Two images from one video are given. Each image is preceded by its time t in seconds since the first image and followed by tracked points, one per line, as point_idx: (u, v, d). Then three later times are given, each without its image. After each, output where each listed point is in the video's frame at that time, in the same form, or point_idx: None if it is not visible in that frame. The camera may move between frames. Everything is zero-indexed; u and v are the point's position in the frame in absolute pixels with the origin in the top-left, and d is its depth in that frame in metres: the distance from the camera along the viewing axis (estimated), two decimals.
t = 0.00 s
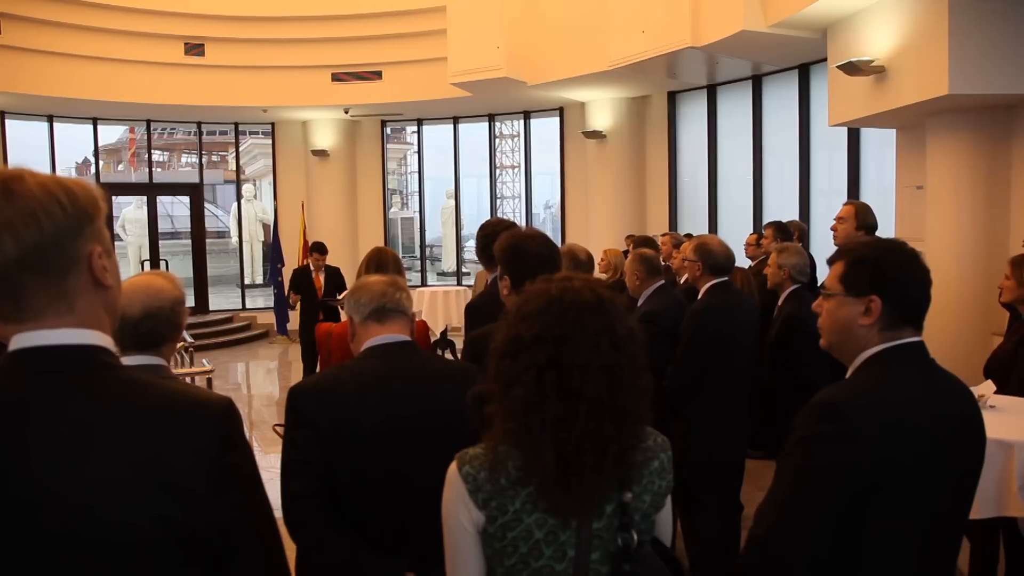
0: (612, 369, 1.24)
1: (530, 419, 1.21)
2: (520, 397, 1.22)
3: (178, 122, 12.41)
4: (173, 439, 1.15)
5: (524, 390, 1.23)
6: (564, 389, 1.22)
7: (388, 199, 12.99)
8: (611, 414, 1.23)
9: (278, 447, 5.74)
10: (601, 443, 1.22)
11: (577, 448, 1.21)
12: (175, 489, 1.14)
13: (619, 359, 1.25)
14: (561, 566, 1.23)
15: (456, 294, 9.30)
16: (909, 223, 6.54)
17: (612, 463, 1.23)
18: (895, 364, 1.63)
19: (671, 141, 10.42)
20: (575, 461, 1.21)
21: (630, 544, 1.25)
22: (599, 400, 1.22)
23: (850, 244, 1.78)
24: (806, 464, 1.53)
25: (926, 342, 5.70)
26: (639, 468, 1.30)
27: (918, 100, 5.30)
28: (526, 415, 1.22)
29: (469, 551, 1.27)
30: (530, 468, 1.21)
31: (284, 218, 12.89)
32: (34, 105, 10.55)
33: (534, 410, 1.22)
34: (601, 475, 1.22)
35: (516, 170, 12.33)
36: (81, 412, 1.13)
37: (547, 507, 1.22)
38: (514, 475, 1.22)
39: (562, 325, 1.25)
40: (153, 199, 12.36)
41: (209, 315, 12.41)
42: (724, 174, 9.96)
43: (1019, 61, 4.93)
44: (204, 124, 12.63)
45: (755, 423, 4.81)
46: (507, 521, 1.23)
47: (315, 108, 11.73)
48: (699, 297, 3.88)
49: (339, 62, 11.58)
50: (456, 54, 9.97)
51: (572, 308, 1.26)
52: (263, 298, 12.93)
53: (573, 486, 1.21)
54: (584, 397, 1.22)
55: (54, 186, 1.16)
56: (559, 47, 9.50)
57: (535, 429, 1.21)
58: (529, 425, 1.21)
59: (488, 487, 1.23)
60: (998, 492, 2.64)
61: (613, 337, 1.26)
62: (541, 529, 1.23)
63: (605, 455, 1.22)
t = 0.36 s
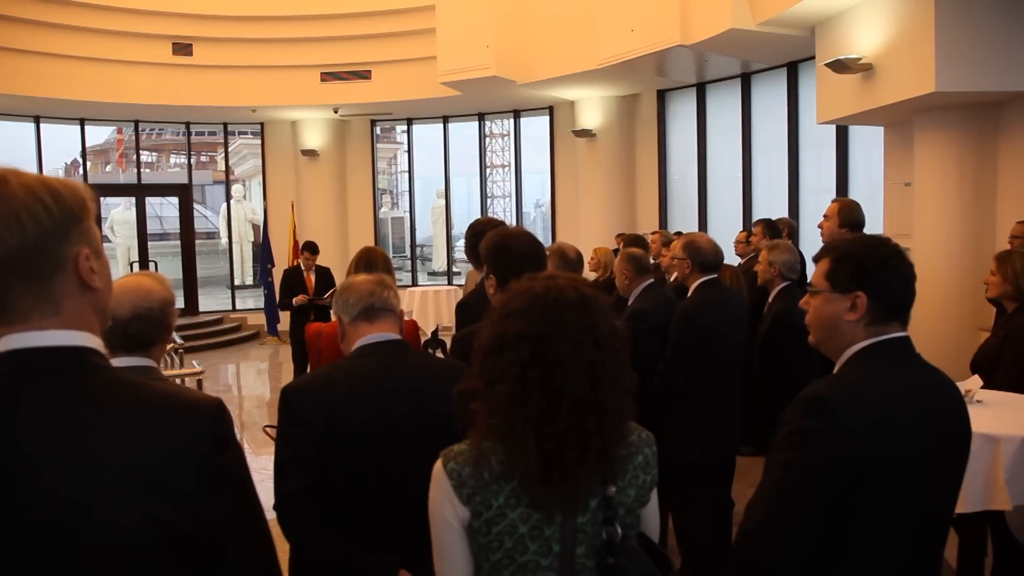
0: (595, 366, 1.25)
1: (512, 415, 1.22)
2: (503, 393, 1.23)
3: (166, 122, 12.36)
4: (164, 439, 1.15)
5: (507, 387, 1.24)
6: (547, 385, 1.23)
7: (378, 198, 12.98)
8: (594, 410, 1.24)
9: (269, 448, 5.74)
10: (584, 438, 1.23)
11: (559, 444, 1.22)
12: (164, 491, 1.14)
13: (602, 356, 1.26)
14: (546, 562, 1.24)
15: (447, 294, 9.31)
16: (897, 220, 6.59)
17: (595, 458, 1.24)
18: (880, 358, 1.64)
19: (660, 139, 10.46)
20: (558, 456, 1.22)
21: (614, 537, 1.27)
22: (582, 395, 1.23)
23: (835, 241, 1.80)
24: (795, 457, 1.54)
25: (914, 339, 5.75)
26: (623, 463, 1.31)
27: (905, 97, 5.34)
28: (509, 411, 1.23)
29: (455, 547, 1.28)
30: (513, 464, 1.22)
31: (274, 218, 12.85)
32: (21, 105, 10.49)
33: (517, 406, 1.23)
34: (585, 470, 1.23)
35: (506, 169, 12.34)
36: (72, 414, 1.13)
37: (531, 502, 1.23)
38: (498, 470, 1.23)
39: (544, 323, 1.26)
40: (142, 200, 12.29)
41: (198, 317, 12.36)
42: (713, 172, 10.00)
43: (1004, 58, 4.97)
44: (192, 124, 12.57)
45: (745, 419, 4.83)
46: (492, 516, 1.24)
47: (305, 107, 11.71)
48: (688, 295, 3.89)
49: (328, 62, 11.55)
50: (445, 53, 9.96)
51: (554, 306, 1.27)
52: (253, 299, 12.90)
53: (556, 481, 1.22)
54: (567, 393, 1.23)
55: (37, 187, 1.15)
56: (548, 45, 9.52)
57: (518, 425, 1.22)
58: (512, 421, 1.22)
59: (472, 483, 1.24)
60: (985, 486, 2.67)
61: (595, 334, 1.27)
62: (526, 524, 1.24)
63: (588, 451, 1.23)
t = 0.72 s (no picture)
0: (574, 356, 1.26)
1: (495, 405, 1.23)
2: (485, 384, 1.24)
3: (152, 116, 12.27)
4: (149, 433, 1.16)
5: (489, 377, 1.24)
6: (528, 375, 1.24)
7: (366, 194, 12.95)
8: (575, 399, 1.25)
9: (256, 444, 5.72)
10: (565, 427, 1.24)
11: (541, 434, 1.23)
12: (148, 486, 1.14)
13: (581, 347, 1.27)
14: (531, 552, 1.25)
15: (434, 289, 9.31)
16: (882, 216, 6.64)
17: (577, 447, 1.25)
18: (861, 351, 1.66)
19: (648, 135, 10.48)
20: (541, 445, 1.23)
21: (598, 526, 1.28)
22: (562, 385, 1.24)
23: (818, 236, 1.82)
24: (778, 449, 1.56)
25: (899, 333, 5.80)
26: (606, 452, 1.32)
27: (891, 93, 5.37)
28: (492, 402, 1.24)
29: (442, 539, 1.29)
30: (497, 454, 1.23)
31: (261, 213, 12.79)
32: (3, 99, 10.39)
33: (499, 397, 1.24)
34: (567, 459, 1.24)
35: (495, 164, 12.34)
36: (57, 409, 1.13)
37: (516, 492, 1.24)
38: (481, 461, 1.24)
39: (524, 314, 1.27)
40: (127, 195, 12.19)
41: (185, 312, 12.29)
42: (700, 167, 10.04)
43: (989, 54, 5.02)
44: (178, 119, 12.48)
45: (732, 413, 4.87)
46: (476, 507, 1.24)
47: (292, 102, 11.65)
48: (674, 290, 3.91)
49: (316, 57, 11.50)
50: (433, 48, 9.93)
51: (533, 296, 1.28)
52: (240, 294, 12.84)
53: (539, 471, 1.23)
54: (548, 382, 1.24)
55: (18, 182, 1.15)
56: (536, 40, 9.52)
57: (500, 415, 1.23)
58: (494, 412, 1.23)
59: (456, 474, 1.24)
60: (967, 478, 2.70)
61: (574, 325, 1.28)
62: (511, 514, 1.24)
63: (570, 440, 1.24)
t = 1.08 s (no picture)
0: (566, 355, 1.27)
1: (486, 404, 1.24)
2: (475, 383, 1.25)
3: (141, 115, 12.21)
4: (138, 431, 1.16)
5: (480, 376, 1.25)
6: (519, 374, 1.24)
7: (357, 193, 12.93)
8: (565, 398, 1.26)
9: (246, 444, 5.70)
10: (556, 426, 1.24)
11: (532, 432, 1.23)
12: (135, 485, 1.14)
13: (572, 345, 1.28)
14: (521, 551, 1.25)
15: (425, 288, 9.30)
16: (872, 218, 6.67)
17: (567, 446, 1.25)
18: (848, 350, 1.67)
19: (639, 136, 10.51)
20: (532, 444, 1.23)
21: (587, 526, 1.28)
22: (553, 384, 1.25)
23: (806, 237, 1.83)
24: (766, 447, 1.58)
25: (889, 334, 5.84)
26: (596, 452, 1.33)
27: (880, 95, 5.41)
28: (483, 400, 1.24)
29: (432, 538, 1.29)
30: (488, 453, 1.23)
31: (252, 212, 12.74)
32: None
33: (490, 396, 1.24)
34: (558, 458, 1.24)
35: (486, 164, 12.34)
36: (44, 406, 1.12)
37: (506, 492, 1.24)
38: (472, 461, 1.24)
39: (515, 313, 1.27)
40: (117, 194, 12.09)
41: (174, 312, 12.23)
42: (691, 168, 10.07)
43: (976, 57, 5.06)
44: (168, 117, 12.42)
45: (722, 413, 4.89)
46: (467, 507, 1.25)
47: (283, 101, 11.62)
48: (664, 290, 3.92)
49: (307, 55, 11.47)
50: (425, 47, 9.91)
51: (524, 296, 1.28)
52: (230, 294, 12.79)
53: (529, 470, 1.23)
54: (539, 381, 1.24)
55: (7, 181, 1.15)
56: (527, 40, 9.53)
57: (491, 413, 1.23)
58: (485, 411, 1.23)
59: (447, 474, 1.25)
60: (953, 477, 2.72)
61: (566, 324, 1.28)
62: (501, 514, 1.25)
63: (560, 439, 1.25)
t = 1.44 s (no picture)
0: (557, 356, 1.27)
1: (478, 405, 1.23)
2: (467, 384, 1.24)
3: (131, 113, 12.14)
4: (124, 429, 1.15)
5: (471, 376, 1.25)
6: (511, 374, 1.24)
7: (348, 193, 12.90)
8: (557, 399, 1.25)
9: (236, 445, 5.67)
10: (548, 427, 1.24)
11: (524, 433, 1.23)
12: (121, 484, 1.13)
13: (564, 346, 1.28)
14: (511, 552, 1.25)
15: (416, 288, 9.28)
16: (862, 219, 6.70)
17: (559, 447, 1.25)
18: (837, 351, 1.68)
19: (630, 136, 10.52)
20: (523, 445, 1.23)
21: (577, 528, 1.28)
22: (545, 384, 1.25)
23: (797, 237, 1.83)
24: (754, 446, 1.58)
25: (878, 335, 5.86)
26: (587, 454, 1.33)
27: (869, 97, 5.44)
28: (475, 401, 1.24)
29: (422, 539, 1.29)
30: (478, 454, 1.23)
31: (242, 211, 12.69)
32: None
33: (482, 396, 1.24)
34: (549, 460, 1.24)
35: (478, 164, 12.33)
36: (28, 405, 1.11)
37: (496, 493, 1.24)
38: (463, 462, 1.24)
39: (508, 313, 1.27)
40: (106, 192, 12.02)
41: (164, 311, 12.17)
42: (682, 168, 10.10)
43: (964, 60, 5.10)
44: (159, 116, 12.36)
45: (712, 413, 4.90)
46: (457, 508, 1.24)
47: (274, 100, 11.58)
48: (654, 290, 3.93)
49: (298, 54, 11.44)
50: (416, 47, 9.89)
51: (517, 297, 1.28)
52: (221, 293, 12.75)
53: (520, 471, 1.23)
54: (531, 382, 1.24)
55: None
56: (518, 40, 9.54)
57: (483, 414, 1.23)
58: (477, 411, 1.23)
59: (437, 476, 1.24)
60: (941, 478, 2.73)
61: (557, 324, 1.28)
62: (491, 516, 1.25)
63: (552, 439, 1.25)
